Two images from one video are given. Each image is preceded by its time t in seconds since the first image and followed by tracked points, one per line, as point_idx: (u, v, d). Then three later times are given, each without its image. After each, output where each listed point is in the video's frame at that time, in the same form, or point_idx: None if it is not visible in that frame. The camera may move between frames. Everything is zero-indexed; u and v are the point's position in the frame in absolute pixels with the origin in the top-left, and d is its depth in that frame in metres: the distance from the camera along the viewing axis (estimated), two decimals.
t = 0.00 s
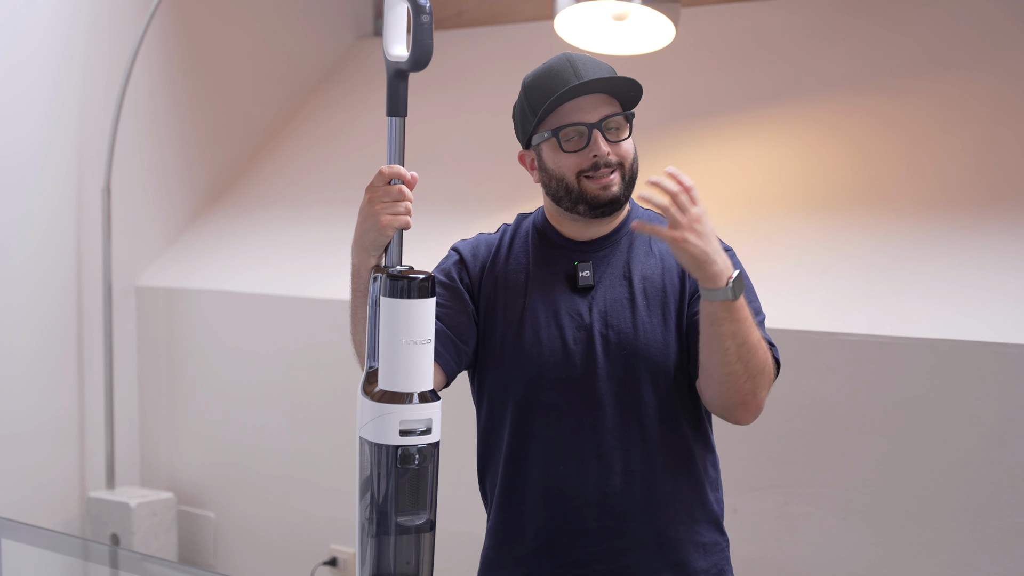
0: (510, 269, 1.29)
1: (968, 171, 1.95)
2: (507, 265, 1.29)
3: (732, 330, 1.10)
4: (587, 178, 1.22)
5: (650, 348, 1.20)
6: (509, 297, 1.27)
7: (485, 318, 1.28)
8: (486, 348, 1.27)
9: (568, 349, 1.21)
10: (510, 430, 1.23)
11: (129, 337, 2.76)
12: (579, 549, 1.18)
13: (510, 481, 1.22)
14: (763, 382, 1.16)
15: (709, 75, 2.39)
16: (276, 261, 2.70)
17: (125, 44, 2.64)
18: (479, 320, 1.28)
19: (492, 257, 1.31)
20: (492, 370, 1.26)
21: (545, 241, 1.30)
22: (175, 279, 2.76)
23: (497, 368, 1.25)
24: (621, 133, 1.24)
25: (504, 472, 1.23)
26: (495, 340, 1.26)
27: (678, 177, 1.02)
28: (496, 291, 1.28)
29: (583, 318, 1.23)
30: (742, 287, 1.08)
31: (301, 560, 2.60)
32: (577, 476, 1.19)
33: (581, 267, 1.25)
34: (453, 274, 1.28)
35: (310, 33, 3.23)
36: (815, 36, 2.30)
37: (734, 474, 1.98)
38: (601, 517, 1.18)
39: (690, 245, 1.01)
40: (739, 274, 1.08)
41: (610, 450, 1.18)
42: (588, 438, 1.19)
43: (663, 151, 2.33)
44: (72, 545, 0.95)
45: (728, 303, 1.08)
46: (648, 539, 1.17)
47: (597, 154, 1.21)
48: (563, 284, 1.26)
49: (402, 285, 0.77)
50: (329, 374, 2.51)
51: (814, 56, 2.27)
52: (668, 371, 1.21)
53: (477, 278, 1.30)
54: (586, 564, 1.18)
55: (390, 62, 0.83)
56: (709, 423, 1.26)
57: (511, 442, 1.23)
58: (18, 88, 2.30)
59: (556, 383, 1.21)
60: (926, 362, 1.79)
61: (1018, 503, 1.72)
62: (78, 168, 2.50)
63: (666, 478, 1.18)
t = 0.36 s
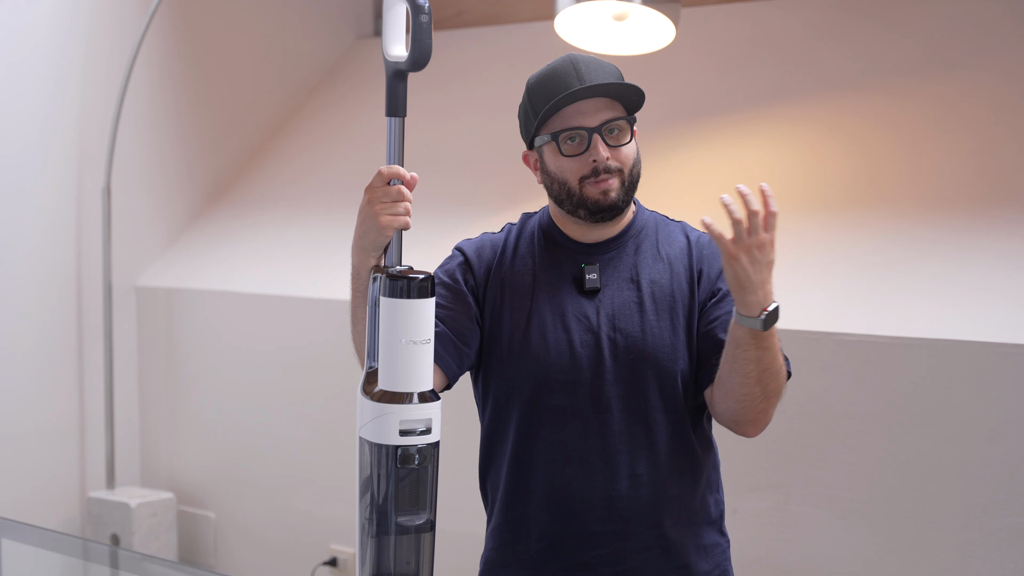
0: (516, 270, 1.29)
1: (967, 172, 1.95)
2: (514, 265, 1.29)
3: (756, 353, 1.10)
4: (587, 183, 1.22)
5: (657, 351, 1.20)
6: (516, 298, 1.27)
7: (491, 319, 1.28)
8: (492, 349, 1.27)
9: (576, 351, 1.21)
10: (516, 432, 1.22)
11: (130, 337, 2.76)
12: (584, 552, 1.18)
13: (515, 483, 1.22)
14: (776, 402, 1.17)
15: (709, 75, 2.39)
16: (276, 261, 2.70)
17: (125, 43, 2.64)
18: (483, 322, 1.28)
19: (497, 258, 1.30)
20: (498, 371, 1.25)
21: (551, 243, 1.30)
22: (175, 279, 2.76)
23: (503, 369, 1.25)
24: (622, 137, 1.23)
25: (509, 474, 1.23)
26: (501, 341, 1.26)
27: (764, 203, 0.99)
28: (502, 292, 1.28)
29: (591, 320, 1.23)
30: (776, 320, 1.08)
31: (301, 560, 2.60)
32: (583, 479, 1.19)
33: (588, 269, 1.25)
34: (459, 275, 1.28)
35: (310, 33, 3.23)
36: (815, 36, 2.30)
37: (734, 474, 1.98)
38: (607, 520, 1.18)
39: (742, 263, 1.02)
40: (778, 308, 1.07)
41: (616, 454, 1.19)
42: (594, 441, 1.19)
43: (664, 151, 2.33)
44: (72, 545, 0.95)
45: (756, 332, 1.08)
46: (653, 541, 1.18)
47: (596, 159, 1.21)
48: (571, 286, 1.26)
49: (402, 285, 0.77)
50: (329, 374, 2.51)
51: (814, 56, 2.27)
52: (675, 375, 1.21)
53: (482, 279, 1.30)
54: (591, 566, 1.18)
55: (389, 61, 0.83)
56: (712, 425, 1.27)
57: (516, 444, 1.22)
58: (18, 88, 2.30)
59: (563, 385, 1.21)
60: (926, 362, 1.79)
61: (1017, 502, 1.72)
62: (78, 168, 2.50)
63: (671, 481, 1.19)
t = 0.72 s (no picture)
0: (517, 271, 1.29)
1: (967, 172, 1.96)
2: (514, 266, 1.29)
3: (769, 395, 1.09)
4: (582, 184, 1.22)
5: (658, 353, 1.20)
6: (517, 299, 1.27)
7: (491, 320, 1.28)
8: (492, 351, 1.27)
9: (576, 353, 1.21)
10: (517, 433, 1.22)
11: (130, 337, 2.76)
12: (585, 553, 1.18)
13: (516, 484, 1.22)
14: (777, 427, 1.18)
15: (709, 75, 2.39)
16: (276, 261, 2.70)
17: (125, 43, 2.64)
18: (484, 323, 1.28)
19: (498, 259, 1.30)
20: (498, 372, 1.25)
21: (551, 244, 1.30)
22: (175, 279, 2.76)
23: (503, 370, 1.25)
24: (619, 140, 1.23)
25: (509, 475, 1.22)
26: (502, 342, 1.26)
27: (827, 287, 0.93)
28: (502, 293, 1.28)
29: (591, 322, 1.23)
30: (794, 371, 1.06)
31: (301, 560, 2.60)
32: (584, 480, 1.19)
33: (588, 271, 1.24)
34: (459, 276, 1.28)
35: (310, 33, 3.23)
36: (814, 36, 2.30)
37: (734, 474, 1.98)
38: (607, 521, 1.18)
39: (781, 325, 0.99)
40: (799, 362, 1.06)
41: (617, 455, 1.18)
42: (595, 442, 1.19)
43: (664, 151, 2.33)
44: (72, 545, 0.95)
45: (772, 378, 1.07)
46: (654, 543, 1.18)
47: (592, 160, 1.21)
48: (571, 288, 1.26)
49: (402, 285, 0.77)
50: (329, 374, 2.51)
51: (814, 56, 2.27)
52: (676, 376, 1.21)
53: (483, 280, 1.29)
54: (592, 567, 1.18)
55: (390, 62, 0.83)
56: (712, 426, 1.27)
57: (517, 445, 1.22)
58: (18, 88, 2.30)
59: (564, 387, 1.20)
60: (926, 362, 1.79)
61: (1016, 502, 1.72)
62: (78, 169, 2.50)
63: (670, 482, 1.19)
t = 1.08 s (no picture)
0: (510, 270, 1.29)
1: (965, 172, 1.95)
2: (508, 265, 1.29)
3: (741, 356, 1.09)
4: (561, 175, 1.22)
5: (650, 350, 1.21)
6: (510, 297, 1.27)
7: (485, 319, 1.28)
8: (487, 349, 1.26)
9: (569, 351, 1.21)
10: (510, 430, 1.22)
11: (130, 337, 2.76)
12: (580, 550, 1.18)
13: (510, 482, 1.21)
14: (771, 395, 1.16)
15: (709, 75, 2.39)
16: (276, 261, 2.70)
17: (125, 43, 2.64)
18: (479, 321, 1.28)
19: (492, 259, 1.30)
20: (492, 371, 1.25)
21: (544, 243, 1.30)
22: (175, 279, 2.76)
23: (497, 369, 1.24)
24: (601, 136, 1.22)
25: (503, 474, 1.22)
26: (496, 341, 1.25)
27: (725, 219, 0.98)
28: (496, 292, 1.28)
29: (584, 319, 1.23)
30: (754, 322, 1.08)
31: (300, 560, 2.60)
32: (578, 478, 1.18)
33: (581, 269, 1.25)
34: (454, 275, 1.28)
35: (310, 33, 3.23)
36: (814, 36, 2.30)
37: (733, 474, 1.98)
38: (602, 518, 1.18)
39: (714, 285, 1.01)
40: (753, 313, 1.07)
41: (611, 451, 1.18)
42: (589, 439, 1.19)
43: (663, 151, 2.33)
44: (72, 545, 0.94)
45: (737, 338, 1.07)
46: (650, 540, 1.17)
47: (569, 153, 1.21)
48: (564, 286, 1.26)
49: (403, 285, 0.77)
50: (329, 374, 2.51)
51: (814, 56, 2.27)
52: (667, 373, 1.21)
53: (477, 280, 1.29)
54: (588, 564, 1.17)
55: (390, 61, 0.83)
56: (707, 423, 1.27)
57: (511, 443, 1.22)
58: (18, 88, 2.30)
59: (557, 384, 1.20)
60: (926, 362, 1.79)
61: (1016, 502, 1.72)
62: (79, 169, 2.50)
63: (666, 480, 1.19)
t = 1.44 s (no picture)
0: (501, 271, 1.29)
1: (964, 172, 1.96)
2: (500, 266, 1.30)
3: (673, 386, 1.06)
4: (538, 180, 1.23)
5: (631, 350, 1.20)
6: (499, 296, 1.27)
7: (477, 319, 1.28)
8: (479, 348, 1.28)
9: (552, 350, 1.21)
10: (495, 430, 1.23)
11: (130, 337, 2.75)
12: (564, 550, 1.17)
13: (498, 481, 1.23)
14: (733, 402, 1.11)
15: (709, 75, 2.39)
16: (277, 261, 2.70)
17: (125, 43, 2.64)
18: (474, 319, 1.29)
19: (485, 260, 1.31)
20: (482, 371, 1.27)
21: (537, 247, 1.29)
22: (175, 279, 2.76)
23: (485, 369, 1.26)
24: (576, 141, 1.21)
25: (492, 472, 1.23)
26: (485, 341, 1.27)
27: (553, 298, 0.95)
28: (487, 292, 1.29)
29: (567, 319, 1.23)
30: (671, 346, 1.02)
31: (300, 560, 2.60)
32: (561, 477, 1.18)
33: (566, 270, 1.25)
34: (451, 272, 1.30)
35: (310, 32, 3.23)
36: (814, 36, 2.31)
37: (733, 474, 1.98)
38: (586, 518, 1.17)
39: (604, 348, 0.96)
40: (664, 334, 1.01)
41: (594, 451, 1.17)
42: (570, 439, 1.18)
43: (663, 151, 2.33)
44: (72, 545, 0.94)
45: (660, 369, 1.03)
46: (634, 541, 1.15)
47: (543, 158, 1.21)
48: (550, 287, 1.26)
49: (403, 285, 0.77)
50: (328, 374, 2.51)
51: (813, 56, 2.27)
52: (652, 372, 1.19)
53: (472, 280, 1.30)
54: (572, 564, 1.17)
55: (390, 61, 0.83)
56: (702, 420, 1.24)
57: (497, 442, 1.23)
58: (18, 87, 2.30)
59: (539, 384, 1.20)
60: (926, 362, 1.79)
61: (1016, 502, 1.72)
62: (79, 168, 2.50)
63: (651, 480, 1.16)
